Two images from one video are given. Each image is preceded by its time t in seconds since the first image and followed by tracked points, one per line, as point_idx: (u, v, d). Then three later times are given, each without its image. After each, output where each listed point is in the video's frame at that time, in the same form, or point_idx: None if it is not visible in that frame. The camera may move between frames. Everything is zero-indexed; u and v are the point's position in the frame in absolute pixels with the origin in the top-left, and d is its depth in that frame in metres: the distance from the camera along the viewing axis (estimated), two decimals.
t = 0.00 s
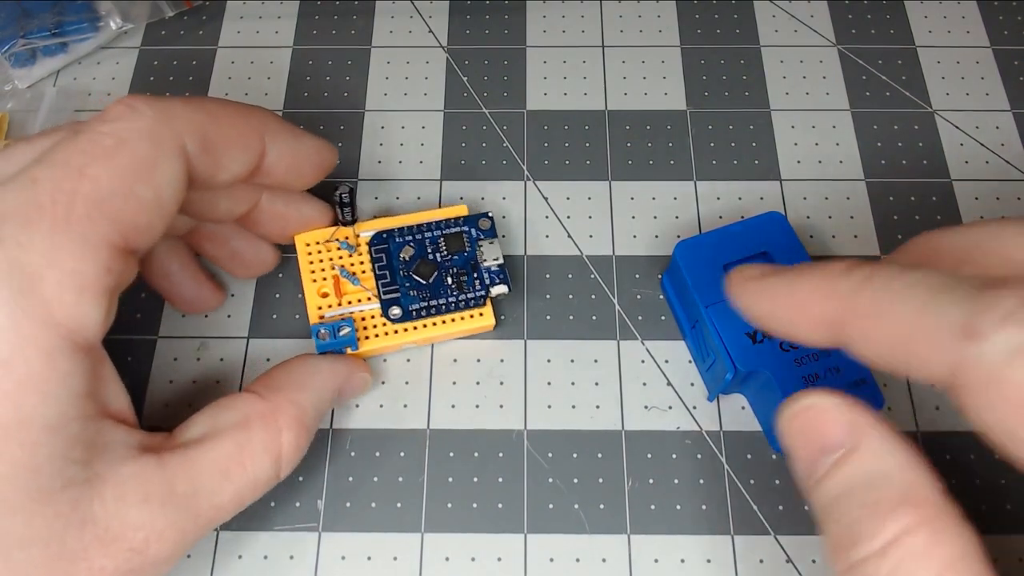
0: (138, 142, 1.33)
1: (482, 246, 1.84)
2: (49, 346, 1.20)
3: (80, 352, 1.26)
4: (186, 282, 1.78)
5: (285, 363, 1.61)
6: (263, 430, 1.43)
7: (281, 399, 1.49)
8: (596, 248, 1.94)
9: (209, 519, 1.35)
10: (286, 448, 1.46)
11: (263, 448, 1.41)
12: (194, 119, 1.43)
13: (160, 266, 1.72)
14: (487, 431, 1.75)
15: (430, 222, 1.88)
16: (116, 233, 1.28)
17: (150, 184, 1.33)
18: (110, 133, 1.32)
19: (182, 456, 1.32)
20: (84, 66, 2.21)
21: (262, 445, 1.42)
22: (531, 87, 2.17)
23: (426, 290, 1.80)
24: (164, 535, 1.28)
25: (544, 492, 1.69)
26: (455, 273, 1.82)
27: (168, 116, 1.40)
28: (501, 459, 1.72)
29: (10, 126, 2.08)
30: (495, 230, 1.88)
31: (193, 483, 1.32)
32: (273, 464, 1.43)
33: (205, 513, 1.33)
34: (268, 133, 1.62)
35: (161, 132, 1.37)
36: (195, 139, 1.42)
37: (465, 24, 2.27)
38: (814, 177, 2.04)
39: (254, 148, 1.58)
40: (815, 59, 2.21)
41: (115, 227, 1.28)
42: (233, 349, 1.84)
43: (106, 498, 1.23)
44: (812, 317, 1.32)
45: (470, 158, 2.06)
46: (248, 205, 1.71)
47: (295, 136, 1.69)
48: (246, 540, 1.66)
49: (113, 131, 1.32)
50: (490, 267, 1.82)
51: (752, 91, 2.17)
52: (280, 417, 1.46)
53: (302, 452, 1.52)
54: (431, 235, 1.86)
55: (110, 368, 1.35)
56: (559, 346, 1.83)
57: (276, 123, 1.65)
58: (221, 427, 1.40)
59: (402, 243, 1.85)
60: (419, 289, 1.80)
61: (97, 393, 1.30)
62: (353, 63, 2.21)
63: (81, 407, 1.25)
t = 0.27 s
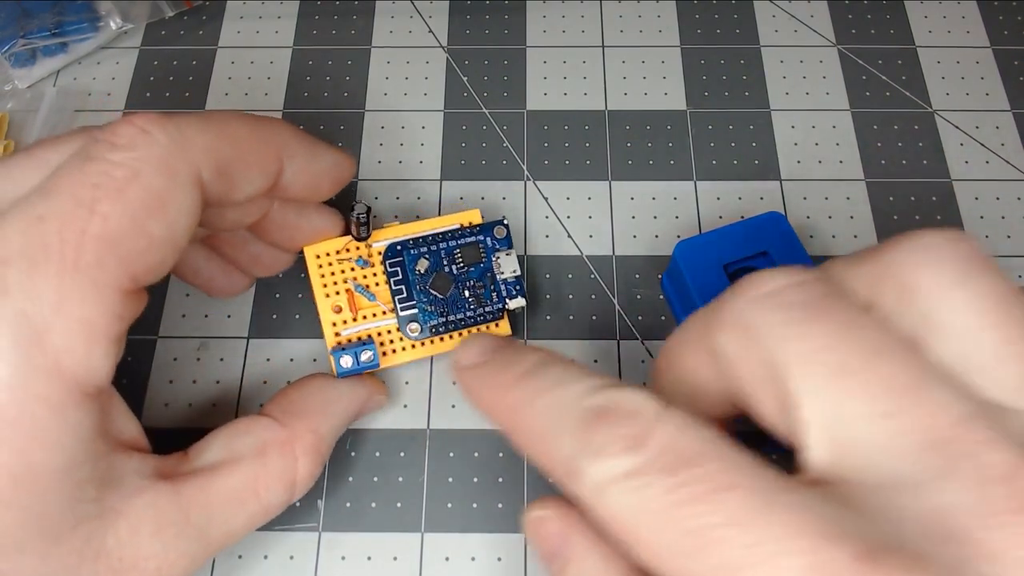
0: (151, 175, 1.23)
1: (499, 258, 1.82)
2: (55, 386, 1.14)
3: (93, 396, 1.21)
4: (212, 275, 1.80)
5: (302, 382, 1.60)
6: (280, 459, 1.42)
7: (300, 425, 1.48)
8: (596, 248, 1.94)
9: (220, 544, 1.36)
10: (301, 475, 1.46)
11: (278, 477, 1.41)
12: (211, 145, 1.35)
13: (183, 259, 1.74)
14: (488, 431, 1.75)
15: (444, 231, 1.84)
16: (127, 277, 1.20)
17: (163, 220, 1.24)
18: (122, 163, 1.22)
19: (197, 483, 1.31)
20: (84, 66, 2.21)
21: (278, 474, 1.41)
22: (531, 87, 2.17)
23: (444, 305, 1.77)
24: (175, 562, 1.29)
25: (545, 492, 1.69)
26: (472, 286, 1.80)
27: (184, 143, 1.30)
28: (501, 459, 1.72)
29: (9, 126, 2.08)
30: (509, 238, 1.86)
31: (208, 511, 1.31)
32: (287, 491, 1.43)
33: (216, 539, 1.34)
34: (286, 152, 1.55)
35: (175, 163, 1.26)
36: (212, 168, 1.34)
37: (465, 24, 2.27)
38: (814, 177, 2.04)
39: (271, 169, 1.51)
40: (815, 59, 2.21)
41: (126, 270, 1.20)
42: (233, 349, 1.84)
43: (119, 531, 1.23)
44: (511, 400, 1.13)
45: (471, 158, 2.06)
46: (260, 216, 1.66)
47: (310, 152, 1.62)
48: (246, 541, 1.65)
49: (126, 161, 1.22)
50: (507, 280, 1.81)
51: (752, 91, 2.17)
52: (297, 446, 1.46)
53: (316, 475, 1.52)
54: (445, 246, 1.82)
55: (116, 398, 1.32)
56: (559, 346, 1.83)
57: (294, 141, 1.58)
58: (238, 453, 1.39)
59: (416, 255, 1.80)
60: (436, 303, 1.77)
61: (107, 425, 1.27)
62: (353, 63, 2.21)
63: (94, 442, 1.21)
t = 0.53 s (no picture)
0: (151, 182, 1.23)
1: (503, 261, 1.82)
2: (52, 390, 1.14)
3: (89, 404, 1.20)
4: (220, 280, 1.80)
5: (306, 387, 1.60)
6: (283, 466, 1.43)
7: (304, 432, 1.49)
8: (596, 249, 1.94)
9: (218, 548, 1.36)
10: (303, 483, 1.47)
11: (279, 484, 1.42)
12: (212, 150, 1.34)
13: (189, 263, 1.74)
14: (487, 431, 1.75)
15: (448, 235, 1.84)
16: (126, 281, 1.20)
17: (163, 226, 1.24)
18: (122, 169, 1.22)
19: (199, 489, 1.31)
20: (84, 66, 2.21)
21: (279, 481, 1.42)
22: (531, 87, 2.17)
23: (449, 310, 1.78)
24: (174, 568, 1.29)
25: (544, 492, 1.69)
26: (478, 290, 1.80)
27: (185, 148, 1.29)
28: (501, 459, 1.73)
29: (10, 126, 2.08)
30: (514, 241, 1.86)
31: (208, 517, 1.32)
32: (287, 498, 1.44)
33: (214, 544, 1.34)
34: (286, 158, 1.53)
35: (176, 168, 1.26)
36: (213, 172, 1.33)
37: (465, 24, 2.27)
38: (814, 177, 2.04)
39: (272, 174, 1.50)
40: (815, 59, 2.21)
41: (125, 275, 1.20)
42: (233, 349, 1.85)
43: (119, 536, 1.22)
44: (390, 431, 1.16)
45: (471, 158, 2.06)
46: (263, 223, 1.63)
47: (310, 157, 1.61)
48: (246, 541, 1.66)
49: (125, 167, 1.22)
50: (512, 283, 1.81)
51: (752, 91, 2.17)
52: (301, 453, 1.46)
53: (317, 481, 1.53)
54: (450, 250, 1.82)
55: (115, 404, 1.31)
56: (559, 347, 1.84)
57: (295, 146, 1.57)
58: (239, 459, 1.39)
59: (421, 259, 1.80)
60: (442, 308, 1.78)
61: (106, 432, 1.27)
62: (353, 63, 2.21)
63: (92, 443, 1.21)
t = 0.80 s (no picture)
0: (157, 184, 1.23)
1: (510, 263, 1.82)
2: (54, 391, 1.14)
3: (92, 405, 1.19)
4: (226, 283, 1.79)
5: (313, 387, 1.60)
6: (287, 468, 1.42)
7: (309, 434, 1.48)
8: (596, 248, 1.94)
9: (221, 551, 1.36)
10: (308, 485, 1.47)
11: (284, 487, 1.42)
12: (217, 155, 1.34)
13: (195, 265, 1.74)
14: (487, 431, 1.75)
15: (455, 236, 1.84)
16: (129, 284, 1.20)
17: (166, 229, 1.24)
18: (128, 171, 1.22)
19: (203, 492, 1.31)
20: (84, 66, 2.21)
21: (284, 484, 1.42)
22: (531, 87, 2.17)
23: (456, 311, 1.77)
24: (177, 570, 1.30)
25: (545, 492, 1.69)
26: (484, 292, 1.80)
27: (190, 152, 1.30)
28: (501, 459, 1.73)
29: (9, 126, 2.08)
30: (520, 244, 1.85)
31: (211, 521, 1.32)
32: (292, 501, 1.44)
33: (218, 547, 1.35)
34: (292, 162, 1.53)
35: (180, 170, 1.26)
36: (216, 174, 1.33)
37: (465, 24, 2.27)
38: (814, 177, 2.04)
39: (277, 180, 1.50)
40: (815, 59, 2.21)
41: (128, 278, 1.19)
42: (233, 349, 1.84)
43: (121, 538, 1.23)
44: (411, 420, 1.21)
45: (471, 158, 2.06)
46: (267, 226, 1.63)
47: (318, 161, 1.61)
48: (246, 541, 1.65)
49: (131, 169, 1.22)
50: (519, 285, 1.81)
51: (752, 91, 2.17)
52: (305, 455, 1.45)
53: (323, 483, 1.52)
54: (457, 251, 1.81)
55: (118, 405, 1.30)
56: (559, 347, 1.84)
57: (300, 151, 1.57)
58: (244, 462, 1.39)
59: (429, 260, 1.79)
60: (449, 309, 1.77)
61: (109, 433, 1.26)
62: (352, 63, 2.21)
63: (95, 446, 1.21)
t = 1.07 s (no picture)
0: (161, 197, 1.23)
1: (513, 275, 1.82)
2: (53, 401, 1.13)
3: (93, 416, 1.21)
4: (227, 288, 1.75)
5: (314, 398, 1.60)
6: (291, 482, 1.42)
7: (313, 447, 1.48)
8: (596, 249, 1.94)
9: (223, 564, 1.36)
10: (311, 499, 1.46)
11: (286, 500, 1.41)
12: (223, 168, 1.35)
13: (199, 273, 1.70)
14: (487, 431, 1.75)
15: (458, 247, 1.84)
16: (131, 297, 1.20)
17: (169, 241, 1.25)
18: (131, 183, 1.22)
19: (205, 505, 1.31)
20: (84, 66, 2.21)
21: (286, 497, 1.41)
22: (531, 87, 2.17)
23: (456, 321, 1.78)
24: None
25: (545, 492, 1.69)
26: (486, 303, 1.80)
27: (193, 164, 1.30)
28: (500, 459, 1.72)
29: (9, 126, 2.08)
30: (523, 255, 1.86)
31: (213, 535, 1.31)
32: (295, 515, 1.43)
33: (220, 560, 1.34)
34: (298, 176, 1.54)
35: (184, 183, 1.27)
36: (221, 187, 1.34)
37: (465, 24, 2.27)
38: (814, 177, 2.04)
39: (280, 192, 1.50)
40: (815, 59, 2.21)
41: (129, 289, 1.19)
42: (233, 349, 1.84)
43: (123, 550, 1.23)
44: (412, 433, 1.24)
45: (470, 158, 2.06)
46: (269, 235, 1.61)
47: (323, 174, 1.62)
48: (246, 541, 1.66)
49: (134, 181, 1.22)
50: (520, 297, 1.81)
51: (752, 91, 2.17)
52: (309, 469, 1.45)
53: (326, 496, 1.52)
54: (459, 262, 1.82)
55: (119, 417, 1.32)
56: (559, 346, 1.84)
57: (305, 162, 1.57)
58: (247, 475, 1.39)
59: (430, 270, 1.80)
60: (449, 320, 1.78)
61: (110, 444, 1.28)
62: (352, 63, 2.21)
63: (95, 455, 1.21)
